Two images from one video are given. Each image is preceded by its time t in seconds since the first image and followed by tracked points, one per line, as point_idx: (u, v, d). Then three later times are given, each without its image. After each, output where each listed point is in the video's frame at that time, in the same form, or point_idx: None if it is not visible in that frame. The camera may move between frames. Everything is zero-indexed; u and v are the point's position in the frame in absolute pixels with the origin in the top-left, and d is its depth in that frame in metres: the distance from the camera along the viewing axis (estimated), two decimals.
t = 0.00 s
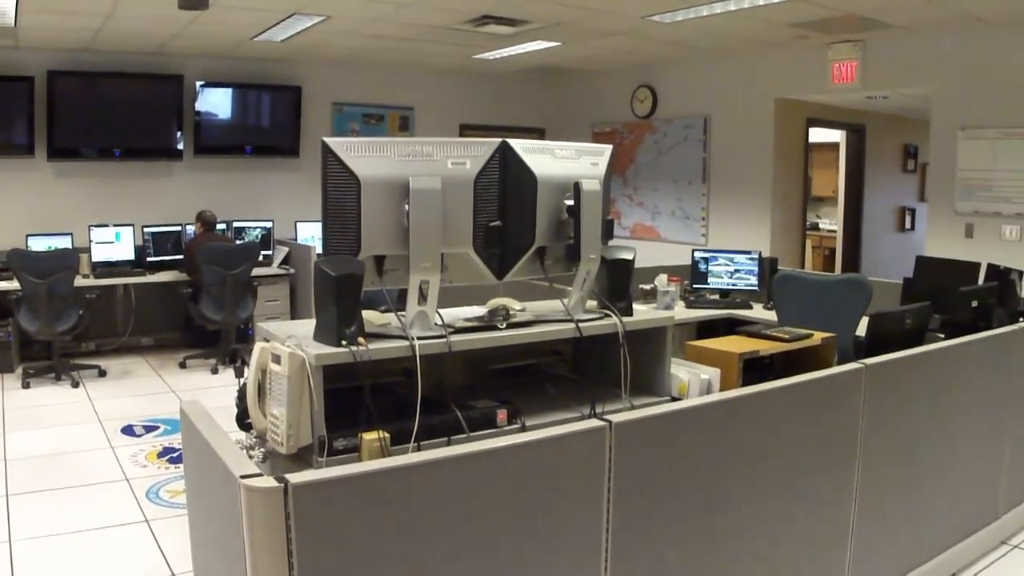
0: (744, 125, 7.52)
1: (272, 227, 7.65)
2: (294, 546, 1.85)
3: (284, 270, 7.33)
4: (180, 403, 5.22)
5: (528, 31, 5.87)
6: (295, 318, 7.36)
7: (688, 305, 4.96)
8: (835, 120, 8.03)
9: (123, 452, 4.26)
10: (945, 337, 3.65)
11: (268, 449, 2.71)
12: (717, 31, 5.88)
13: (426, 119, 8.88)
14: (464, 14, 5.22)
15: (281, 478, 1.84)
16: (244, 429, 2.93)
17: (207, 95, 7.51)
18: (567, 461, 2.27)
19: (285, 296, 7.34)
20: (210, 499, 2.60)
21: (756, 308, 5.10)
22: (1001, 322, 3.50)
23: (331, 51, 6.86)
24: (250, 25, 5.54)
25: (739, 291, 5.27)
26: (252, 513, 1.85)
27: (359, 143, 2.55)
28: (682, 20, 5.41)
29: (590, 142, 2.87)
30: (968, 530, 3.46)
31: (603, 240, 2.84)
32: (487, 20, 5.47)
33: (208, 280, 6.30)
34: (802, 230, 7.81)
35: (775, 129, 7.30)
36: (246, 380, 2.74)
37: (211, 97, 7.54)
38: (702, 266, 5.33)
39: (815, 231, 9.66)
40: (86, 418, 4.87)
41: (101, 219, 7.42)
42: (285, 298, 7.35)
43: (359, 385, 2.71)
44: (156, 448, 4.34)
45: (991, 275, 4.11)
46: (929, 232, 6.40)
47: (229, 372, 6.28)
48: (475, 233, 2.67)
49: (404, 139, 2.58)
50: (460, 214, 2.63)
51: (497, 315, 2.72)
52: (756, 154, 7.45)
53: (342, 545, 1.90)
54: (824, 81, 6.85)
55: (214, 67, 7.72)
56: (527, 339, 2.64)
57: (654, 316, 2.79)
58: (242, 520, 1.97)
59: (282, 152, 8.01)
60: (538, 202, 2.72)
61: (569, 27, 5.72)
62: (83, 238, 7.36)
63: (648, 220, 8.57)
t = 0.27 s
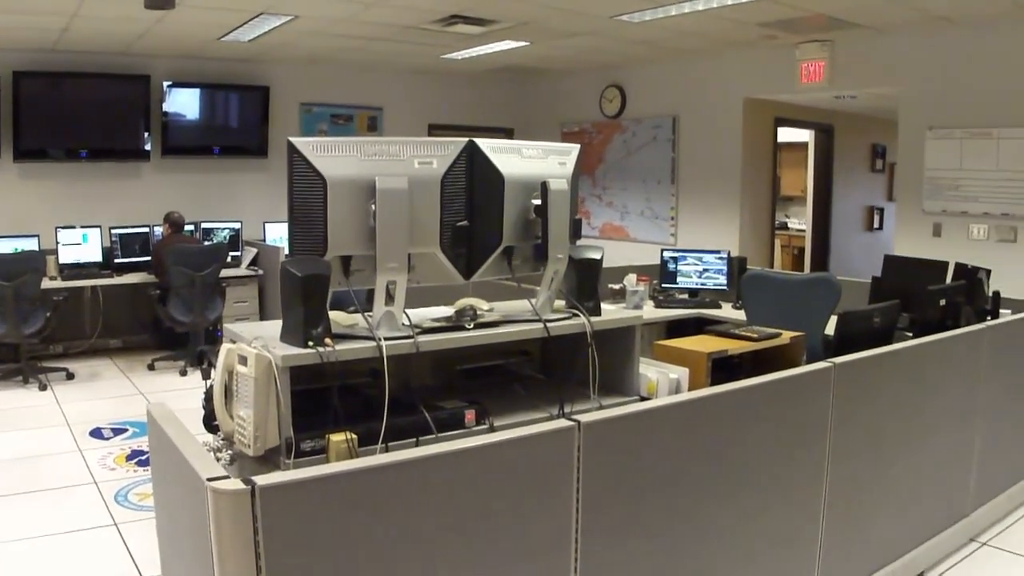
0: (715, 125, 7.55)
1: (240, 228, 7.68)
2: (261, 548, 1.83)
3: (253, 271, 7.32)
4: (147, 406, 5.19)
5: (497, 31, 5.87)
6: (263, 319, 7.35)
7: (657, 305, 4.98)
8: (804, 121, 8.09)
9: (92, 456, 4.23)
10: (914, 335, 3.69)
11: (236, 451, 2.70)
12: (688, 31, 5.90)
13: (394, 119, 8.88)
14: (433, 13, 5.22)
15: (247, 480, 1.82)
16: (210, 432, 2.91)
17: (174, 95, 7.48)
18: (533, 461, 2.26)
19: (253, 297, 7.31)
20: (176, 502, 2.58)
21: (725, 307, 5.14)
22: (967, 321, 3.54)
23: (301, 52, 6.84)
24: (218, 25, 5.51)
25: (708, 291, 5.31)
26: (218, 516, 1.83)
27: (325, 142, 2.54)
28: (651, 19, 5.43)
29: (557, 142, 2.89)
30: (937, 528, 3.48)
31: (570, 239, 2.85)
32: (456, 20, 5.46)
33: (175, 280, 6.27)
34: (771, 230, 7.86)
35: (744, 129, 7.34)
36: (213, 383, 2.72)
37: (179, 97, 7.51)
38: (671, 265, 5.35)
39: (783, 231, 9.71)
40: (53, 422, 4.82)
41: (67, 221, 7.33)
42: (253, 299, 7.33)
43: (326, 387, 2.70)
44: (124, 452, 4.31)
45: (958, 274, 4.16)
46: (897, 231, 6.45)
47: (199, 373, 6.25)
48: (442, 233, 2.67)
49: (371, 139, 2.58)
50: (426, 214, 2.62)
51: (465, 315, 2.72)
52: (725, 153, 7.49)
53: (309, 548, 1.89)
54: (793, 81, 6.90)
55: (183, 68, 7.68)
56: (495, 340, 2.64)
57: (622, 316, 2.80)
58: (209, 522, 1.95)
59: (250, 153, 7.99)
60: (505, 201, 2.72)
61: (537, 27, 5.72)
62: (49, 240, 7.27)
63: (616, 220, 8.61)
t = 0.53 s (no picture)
0: (695, 124, 7.57)
1: (221, 228, 7.69)
2: (240, 551, 1.83)
3: (233, 271, 7.34)
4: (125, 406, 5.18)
5: (477, 31, 5.86)
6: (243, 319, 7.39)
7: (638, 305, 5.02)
8: (784, 120, 8.12)
9: (71, 456, 4.22)
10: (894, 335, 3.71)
11: (215, 453, 2.70)
12: (669, 31, 5.90)
13: (374, 118, 8.87)
14: (414, 13, 5.20)
15: (226, 482, 1.82)
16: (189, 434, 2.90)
17: (155, 95, 7.44)
18: (511, 464, 2.26)
19: (235, 296, 7.38)
20: (154, 504, 2.57)
21: (704, 306, 5.18)
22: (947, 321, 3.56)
23: (283, 51, 6.82)
24: (198, 24, 5.49)
25: (689, 291, 5.35)
26: (196, 518, 1.83)
27: (304, 143, 2.52)
28: (631, 19, 5.44)
29: (538, 142, 2.89)
30: (917, 527, 3.51)
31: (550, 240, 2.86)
32: (437, 20, 5.45)
33: (155, 280, 6.26)
34: (751, 229, 7.88)
35: (724, 130, 7.36)
36: (191, 384, 2.71)
37: (160, 97, 7.47)
38: (651, 265, 5.38)
39: (764, 231, 9.75)
40: (32, 423, 4.81)
41: (47, 221, 7.29)
42: (233, 298, 7.37)
43: (305, 388, 2.70)
44: (104, 452, 4.30)
45: (938, 274, 4.19)
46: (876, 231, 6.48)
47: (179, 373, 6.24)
48: (422, 234, 2.67)
49: (350, 139, 2.56)
50: (406, 215, 2.62)
51: (444, 316, 2.72)
52: (705, 153, 7.51)
53: (288, 550, 1.88)
54: (773, 80, 6.92)
55: (164, 67, 7.65)
56: (474, 340, 2.64)
57: (601, 316, 2.81)
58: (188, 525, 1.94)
59: (231, 152, 7.98)
60: (485, 202, 2.72)
61: (517, 27, 5.72)
62: (29, 240, 7.22)
63: (596, 220, 8.64)
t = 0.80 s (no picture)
0: (677, 126, 7.59)
1: (201, 227, 7.70)
2: (216, 549, 1.82)
3: (213, 271, 7.34)
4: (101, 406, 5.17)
5: (459, 31, 5.86)
6: (224, 319, 7.40)
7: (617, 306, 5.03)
8: (766, 123, 8.15)
9: (49, 456, 4.21)
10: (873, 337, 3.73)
11: (192, 452, 2.70)
12: (651, 32, 5.92)
13: (356, 118, 8.87)
14: (398, 12, 5.20)
15: (202, 481, 1.82)
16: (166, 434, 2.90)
17: (135, 93, 7.42)
18: (488, 465, 2.26)
19: (216, 296, 7.40)
20: (129, 503, 2.57)
21: (684, 308, 5.21)
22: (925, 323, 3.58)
23: (266, 50, 6.81)
24: (181, 22, 5.48)
25: (669, 292, 5.38)
26: (172, 517, 1.82)
27: (283, 142, 2.52)
28: (613, 21, 5.46)
29: (517, 143, 2.91)
30: (894, 529, 3.52)
31: (529, 241, 2.87)
32: (419, 20, 5.46)
33: (135, 279, 6.24)
34: (732, 231, 7.91)
35: (706, 131, 7.38)
36: (169, 383, 2.71)
37: (140, 95, 7.45)
38: (632, 267, 5.39)
39: (744, 234, 9.78)
40: (10, 422, 4.79)
41: (27, 219, 7.26)
42: (215, 298, 7.39)
43: (282, 388, 2.70)
44: (83, 452, 4.29)
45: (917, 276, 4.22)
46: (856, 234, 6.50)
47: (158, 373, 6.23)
48: (400, 234, 2.67)
49: (328, 139, 2.56)
50: (384, 215, 2.63)
51: (422, 317, 2.72)
52: (687, 155, 7.52)
53: (264, 549, 1.88)
54: (754, 83, 6.94)
55: (147, 66, 7.63)
56: (452, 341, 2.64)
57: (579, 317, 2.82)
58: (164, 525, 1.94)
59: (212, 151, 7.96)
60: (464, 202, 2.73)
61: (498, 28, 5.73)
62: (8, 238, 7.19)
63: (577, 221, 8.65)
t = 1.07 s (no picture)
0: (656, 124, 7.60)
1: (180, 229, 7.69)
2: (195, 552, 1.82)
3: (193, 272, 7.34)
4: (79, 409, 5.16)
5: (437, 31, 5.87)
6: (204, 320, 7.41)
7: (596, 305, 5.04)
8: (746, 121, 8.18)
9: (28, 460, 4.20)
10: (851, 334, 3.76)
11: (170, 454, 2.70)
12: (629, 32, 5.94)
13: (336, 118, 8.87)
14: (375, 12, 5.20)
15: (180, 483, 1.81)
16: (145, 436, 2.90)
17: (113, 94, 7.40)
18: (466, 464, 2.26)
19: (195, 298, 7.40)
20: (106, 506, 2.57)
21: (663, 306, 5.22)
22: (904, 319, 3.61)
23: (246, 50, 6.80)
24: (159, 23, 5.47)
25: (648, 290, 5.39)
26: (150, 519, 1.81)
27: (259, 143, 2.52)
28: (591, 21, 5.48)
29: (493, 143, 2.92)
30: (873, 526, 3.54)
31: (506, 240, 2.88)
32: (397, 20, 5.46)
33: (114, 282, 6.23)
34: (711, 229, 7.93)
35: (684, 129, 7.40)
36: (147, 385, 2.71)
37: (118, 96, 7.44)
38: (611, 265, 5.41)
39: (724, 232, 9.82)
40: None
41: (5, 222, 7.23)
42: (195, 300, 7.40)
43: (259, 389, 2.70)
44: (63, 456, 4.28)
45: (894, 273, 4.25)
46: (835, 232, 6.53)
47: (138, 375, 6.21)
48: (377, 234, 2.67)
49: (305, 140, 2.55)
50: (361, 215, 2.63)
51: (400, 317, 2.72)
52: (666, 154, 7.54)
53: (242, 551, 1.87)
54: (733, 82, 6.97)
55: (125, 67, 7.61)
56: (429, 340, 2.65)
57: (556, 316, 2.83)
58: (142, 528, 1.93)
59: (191, 153, 7.95)
60: (440, 202, 2.74)
61: (475, 28, 5.74)
62: None
63: (557, 220, 8.65)
